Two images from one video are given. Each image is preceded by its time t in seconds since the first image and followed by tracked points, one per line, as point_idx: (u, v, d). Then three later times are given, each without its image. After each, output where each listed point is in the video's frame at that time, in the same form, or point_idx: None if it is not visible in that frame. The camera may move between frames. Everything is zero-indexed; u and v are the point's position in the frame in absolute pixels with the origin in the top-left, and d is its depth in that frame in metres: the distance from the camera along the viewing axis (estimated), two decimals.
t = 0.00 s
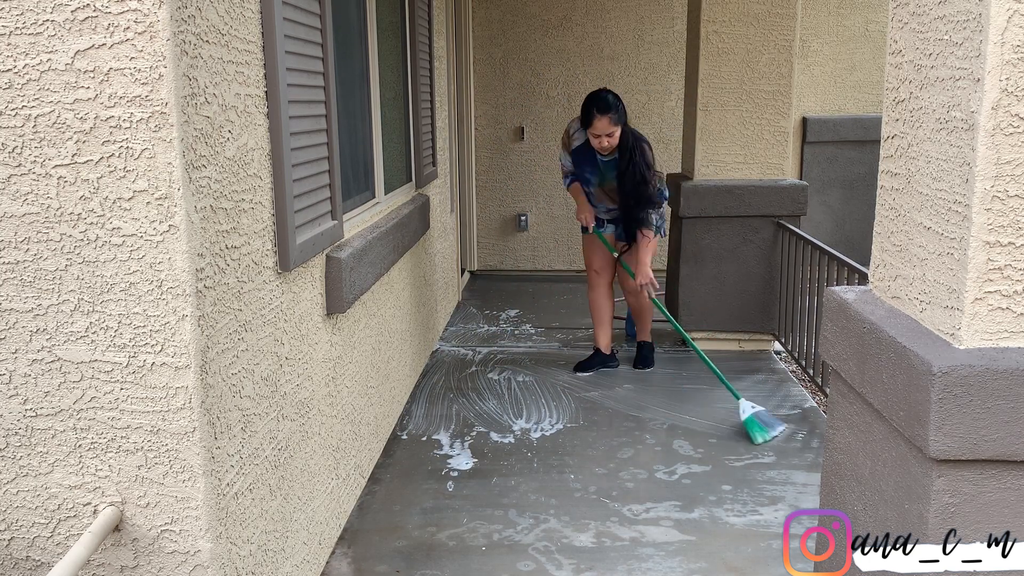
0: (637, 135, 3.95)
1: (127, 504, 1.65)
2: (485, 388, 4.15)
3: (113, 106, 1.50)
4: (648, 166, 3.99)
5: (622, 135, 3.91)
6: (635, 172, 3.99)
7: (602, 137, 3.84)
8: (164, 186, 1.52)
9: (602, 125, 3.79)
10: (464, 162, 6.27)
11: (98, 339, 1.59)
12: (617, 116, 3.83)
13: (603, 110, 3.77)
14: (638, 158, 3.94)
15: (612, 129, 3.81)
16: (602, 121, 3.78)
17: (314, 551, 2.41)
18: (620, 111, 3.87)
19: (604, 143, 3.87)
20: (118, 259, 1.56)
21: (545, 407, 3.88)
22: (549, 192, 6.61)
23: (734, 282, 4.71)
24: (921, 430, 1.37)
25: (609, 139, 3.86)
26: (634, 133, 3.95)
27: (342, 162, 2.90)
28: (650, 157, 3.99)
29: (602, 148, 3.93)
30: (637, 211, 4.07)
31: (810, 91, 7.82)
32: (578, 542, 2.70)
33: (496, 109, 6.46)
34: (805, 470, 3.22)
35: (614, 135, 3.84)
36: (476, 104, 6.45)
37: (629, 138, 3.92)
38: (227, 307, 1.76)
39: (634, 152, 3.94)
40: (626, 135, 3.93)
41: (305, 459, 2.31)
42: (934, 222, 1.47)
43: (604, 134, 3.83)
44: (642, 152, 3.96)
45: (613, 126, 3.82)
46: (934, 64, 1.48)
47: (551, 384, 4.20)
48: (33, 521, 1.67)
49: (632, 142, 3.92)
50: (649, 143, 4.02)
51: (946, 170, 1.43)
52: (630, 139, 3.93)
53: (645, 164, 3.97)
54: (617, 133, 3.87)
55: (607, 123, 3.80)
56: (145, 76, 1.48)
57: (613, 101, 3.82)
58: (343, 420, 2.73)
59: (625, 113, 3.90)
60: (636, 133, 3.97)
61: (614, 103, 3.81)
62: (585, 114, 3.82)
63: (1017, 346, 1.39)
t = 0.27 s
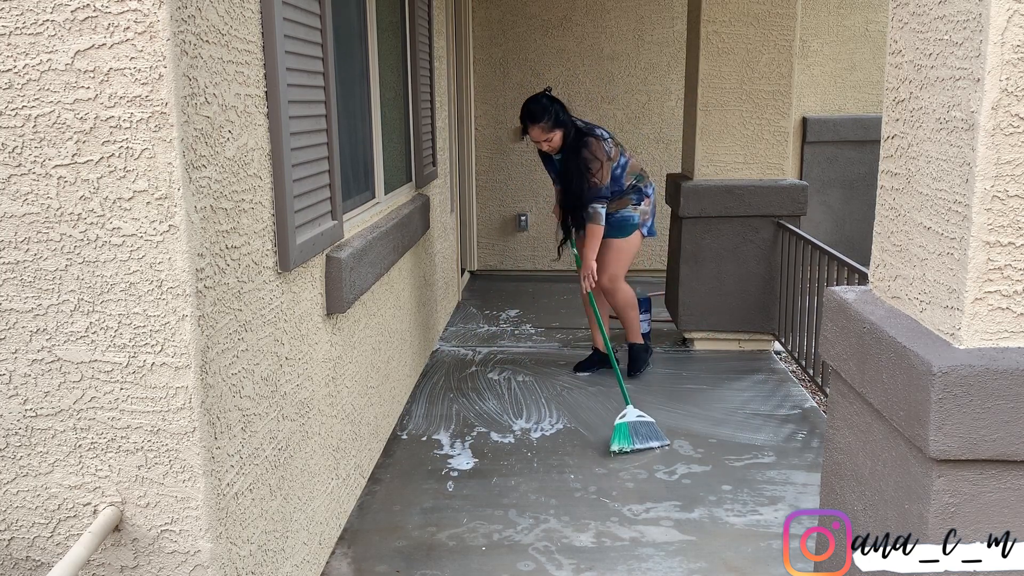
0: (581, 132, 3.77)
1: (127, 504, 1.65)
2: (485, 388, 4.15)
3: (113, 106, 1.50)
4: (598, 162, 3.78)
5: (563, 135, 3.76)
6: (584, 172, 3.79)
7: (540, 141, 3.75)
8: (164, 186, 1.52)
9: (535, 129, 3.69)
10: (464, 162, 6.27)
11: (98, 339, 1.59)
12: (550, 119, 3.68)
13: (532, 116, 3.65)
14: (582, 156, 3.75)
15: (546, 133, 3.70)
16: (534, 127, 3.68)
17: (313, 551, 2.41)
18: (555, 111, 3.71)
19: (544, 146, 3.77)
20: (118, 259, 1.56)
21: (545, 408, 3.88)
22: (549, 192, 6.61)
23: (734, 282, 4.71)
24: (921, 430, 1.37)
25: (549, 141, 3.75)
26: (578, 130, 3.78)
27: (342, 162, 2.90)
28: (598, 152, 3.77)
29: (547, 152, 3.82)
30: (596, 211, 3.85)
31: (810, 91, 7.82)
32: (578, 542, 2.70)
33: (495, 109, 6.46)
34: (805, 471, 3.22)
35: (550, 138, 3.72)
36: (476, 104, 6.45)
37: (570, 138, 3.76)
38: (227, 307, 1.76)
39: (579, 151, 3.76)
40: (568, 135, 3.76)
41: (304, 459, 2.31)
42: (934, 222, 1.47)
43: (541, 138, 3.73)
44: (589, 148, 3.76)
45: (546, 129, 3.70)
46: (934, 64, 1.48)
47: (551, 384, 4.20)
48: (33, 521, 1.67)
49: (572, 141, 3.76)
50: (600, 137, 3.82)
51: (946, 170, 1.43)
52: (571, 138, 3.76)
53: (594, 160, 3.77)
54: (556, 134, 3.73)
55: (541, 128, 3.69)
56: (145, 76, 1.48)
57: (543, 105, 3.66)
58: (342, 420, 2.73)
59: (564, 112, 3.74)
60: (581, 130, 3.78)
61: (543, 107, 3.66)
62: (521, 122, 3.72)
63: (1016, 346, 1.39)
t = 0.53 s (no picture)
0: (594, 141, 3.56)
1: (127, 504, 1.65)
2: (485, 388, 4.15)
3: (113, 106, 1.50)
4: (608, 176, 3.58)
5: (574, 143, 3.56)
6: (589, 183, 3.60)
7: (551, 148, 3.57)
8: (164, 186, 1.52)
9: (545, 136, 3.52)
10: (464, 162, 6.27)
11: (98, 339, 1.59)
12: (561, 125, 3.50)
13: (542, 120, 3.48)
14: (592, 168, 3.56)
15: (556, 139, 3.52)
16: (543, 132, 3.51)
17: (313, 551, 2.41)
18: (569, 116, 3.52)
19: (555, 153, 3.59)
20: (118, 259, 1.56)
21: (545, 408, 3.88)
22: (549, 192, 6.61)
23: (734, 282, 4.71)
24: (921, 430, 1.37)
25: (559, 148, 3.57)
26: (590, 139, 3.56)
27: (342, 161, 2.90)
28: (608, 164, 3.57)
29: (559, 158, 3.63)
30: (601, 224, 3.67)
31: (810, 91, 7.82)
32: (578, 542, 2.70)
33: (495, 109, 6.46)
34: (805, 470, 3.22)
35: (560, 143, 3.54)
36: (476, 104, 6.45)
37: (581, 147, 3.56)
38: (227, 307, 1.76)
39: (589, 161, 3.56)
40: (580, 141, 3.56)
41: (305, 459, 2.31)
42: (934, 222, 1.47)
43: (551, 144, 3.55)
44: (599, 160, 3.56)
45: (557, 135, 3.52)
46: (934, 64, 1.48)
47: (551, 384, 4.20)
48: (33, 521, 1.67)
49: (582, 151, 3.55)
50: (613, 149, 3.60)
51: (946, 170, 1.43)
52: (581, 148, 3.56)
53: (602, 173, 3.57)
54: (566, 142, 3.54)
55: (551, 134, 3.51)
56: (145, 76, 1.48)
57: (554, 109, 3.49)
58: (342, 420, 2.73)
59: (577, 118, 3.54)
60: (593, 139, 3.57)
61: (554, 111, 3.48)
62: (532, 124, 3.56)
63: (1017, 346, 1.39)
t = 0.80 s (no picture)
0: (611, 139, 3.48)
1: (127, 504, 1.65)
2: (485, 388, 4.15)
3: (113, 106, 1.50)
4: (621, 175, 3.53)
5: (590, 136, 3.51)
6: (597, 181, 3.55)
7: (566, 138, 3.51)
8: (164, 186, 1.52)
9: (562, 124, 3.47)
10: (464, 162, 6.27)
11: (98, 339, 1.59)
12: (579, 114, 3.45)
13: (560, 107, 3.44)
14: (603, 165, 3.50)
15: (573, 128, 3.47)
16: (561, 118, 3.46)
17: (313, 551, 2.41)
18: (589, 108, 3.47)
19: (569, 143, 3.53)
20: (118, 259, 1.56)
21: (545, 408, 3.88)
22: (549, 192, 6.61)
23: (734, 282, 4.71)
24: (921, 430, 1.37)
25: (574, 139, 3.50)
26: (608, 135, 3.49)
27: (342, 161, 2.90)
28: (621, 163, 3.51)
29: (573, 150, 3.58)
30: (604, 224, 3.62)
31: (810, 91, 7.83)
32: (578, 542, 2.70)
33: (496, 109, 6.46)
34: (806, 470, 3.22)
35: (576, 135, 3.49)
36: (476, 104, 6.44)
37: (597, 141, 3.49)
38: (227, 307, 1.76)
39: (604, 156, 3.49)
40: (597, 135, 3.50)
41: (305, 459, 2.31)
42: (934, 222, 1.47)
43: (567, 133, 3.49)
44: (613, 158, 3.49)
45: (574, 125, 3.47)
46: (934, 64, 1.48)
47: (551, 384, 4.20)
48: (33, 521, 1.67)
49: (597, 146, 3.49)
50: (629, 149, 3.51)
51: (946, 170, 1.43)
52: (598, 143, 3.50)
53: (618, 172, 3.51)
54: (581, 134, 3.49)
55: (568, 122, 3.47)
56: (145, 76, 1.48)
57: (576, 97, 3.45)
58: (343, 420, 2.73)
59: (598, 111, 3.49)
60: (611, 137, 3.49)
61: (576, 99, 3.44)
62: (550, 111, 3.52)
63: (1017, 346, 1.39)
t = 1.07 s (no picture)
0: (611, 141, 3.44)
1: (127, 504, 1.65)
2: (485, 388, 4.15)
3: (113, 106, 1.50)
4: (624, 177, 3.44)
5: (590, 138, 3.44)
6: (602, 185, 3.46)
7: (565, 141, 3.44)
8: (164, 186, 1.52)
9: (562, 128, 3.39)
10: (464, 162, 6.27)
11: (98, 339, 1.59)
12: (578, 116, 3.38)
13: (559, 109, 3.37)
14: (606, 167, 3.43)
15: (573, 131, 3.40)
16: (559, 121, 3.39)
17: (314, 551, 2.41)
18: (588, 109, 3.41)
19: (568, 146, 3.46)
20: (118, 259, 1.56)
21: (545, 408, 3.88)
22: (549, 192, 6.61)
23: (734, 282, 4.71)
24: (921, 431, 1.37)
25: (573, 142, 3.43)
26: (608, 137, 3.44)
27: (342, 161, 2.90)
28: (625, 164, 3.43)
29: (572, 153, 3.50)
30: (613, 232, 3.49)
31: (810, 91, 7.83)
32: (578, 542, 2.69)
33: (495, 109, 6.46)
34: (806, 470, 3.22)
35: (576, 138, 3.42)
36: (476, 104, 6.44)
37: (597, 143, 3.43)
38: (227, 307, 1.76)
39: (605, 160, 3.44)
40: (597, 138, 3.44)
41: (305, 459, 2.31)
42: (934, 222, 1.47)
43: (565, 136, 3.42)
44: (615, 160, 3.43)
45: (573, 127, 3.39)
46: (934, 64, 1.48)
47: (551, 384, 4.20)
48: (33, 521, 1.67)
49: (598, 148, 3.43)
50: (631, 151, 3.46)
51: (946, 170, 1.43)
52: (598, 145, 3.44)
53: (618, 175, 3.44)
54: (581, 136, 3.42)
55: (568, 126, 3.39)
56: (145, 76, 1.48)
57: (575, 98, 3.38)
58: (343, 420, 2.73)
59: (598, 112, 3.43)
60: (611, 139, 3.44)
61: (574, 100, 3.37)
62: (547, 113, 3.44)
63: (1016, 346, 1.39)
